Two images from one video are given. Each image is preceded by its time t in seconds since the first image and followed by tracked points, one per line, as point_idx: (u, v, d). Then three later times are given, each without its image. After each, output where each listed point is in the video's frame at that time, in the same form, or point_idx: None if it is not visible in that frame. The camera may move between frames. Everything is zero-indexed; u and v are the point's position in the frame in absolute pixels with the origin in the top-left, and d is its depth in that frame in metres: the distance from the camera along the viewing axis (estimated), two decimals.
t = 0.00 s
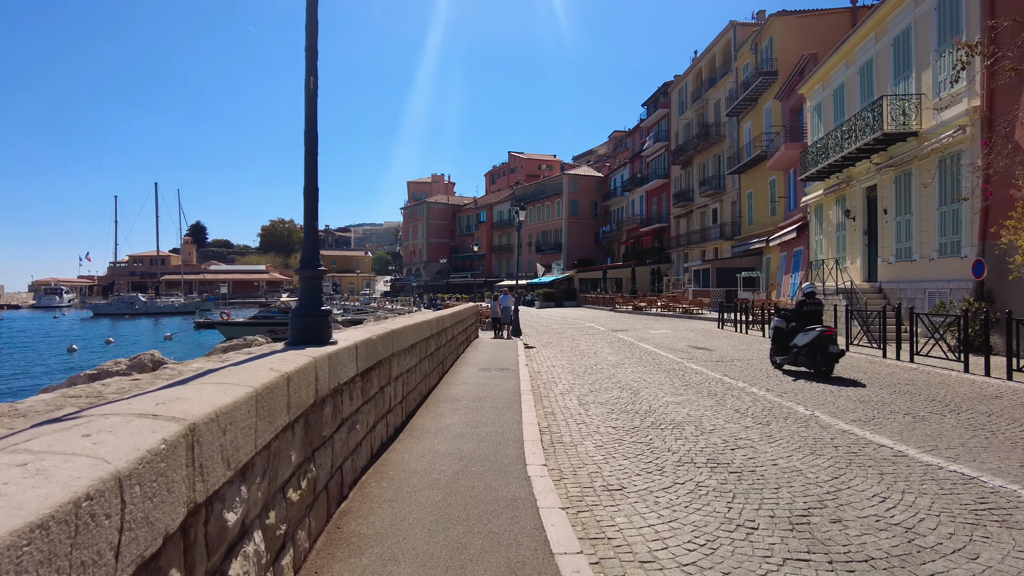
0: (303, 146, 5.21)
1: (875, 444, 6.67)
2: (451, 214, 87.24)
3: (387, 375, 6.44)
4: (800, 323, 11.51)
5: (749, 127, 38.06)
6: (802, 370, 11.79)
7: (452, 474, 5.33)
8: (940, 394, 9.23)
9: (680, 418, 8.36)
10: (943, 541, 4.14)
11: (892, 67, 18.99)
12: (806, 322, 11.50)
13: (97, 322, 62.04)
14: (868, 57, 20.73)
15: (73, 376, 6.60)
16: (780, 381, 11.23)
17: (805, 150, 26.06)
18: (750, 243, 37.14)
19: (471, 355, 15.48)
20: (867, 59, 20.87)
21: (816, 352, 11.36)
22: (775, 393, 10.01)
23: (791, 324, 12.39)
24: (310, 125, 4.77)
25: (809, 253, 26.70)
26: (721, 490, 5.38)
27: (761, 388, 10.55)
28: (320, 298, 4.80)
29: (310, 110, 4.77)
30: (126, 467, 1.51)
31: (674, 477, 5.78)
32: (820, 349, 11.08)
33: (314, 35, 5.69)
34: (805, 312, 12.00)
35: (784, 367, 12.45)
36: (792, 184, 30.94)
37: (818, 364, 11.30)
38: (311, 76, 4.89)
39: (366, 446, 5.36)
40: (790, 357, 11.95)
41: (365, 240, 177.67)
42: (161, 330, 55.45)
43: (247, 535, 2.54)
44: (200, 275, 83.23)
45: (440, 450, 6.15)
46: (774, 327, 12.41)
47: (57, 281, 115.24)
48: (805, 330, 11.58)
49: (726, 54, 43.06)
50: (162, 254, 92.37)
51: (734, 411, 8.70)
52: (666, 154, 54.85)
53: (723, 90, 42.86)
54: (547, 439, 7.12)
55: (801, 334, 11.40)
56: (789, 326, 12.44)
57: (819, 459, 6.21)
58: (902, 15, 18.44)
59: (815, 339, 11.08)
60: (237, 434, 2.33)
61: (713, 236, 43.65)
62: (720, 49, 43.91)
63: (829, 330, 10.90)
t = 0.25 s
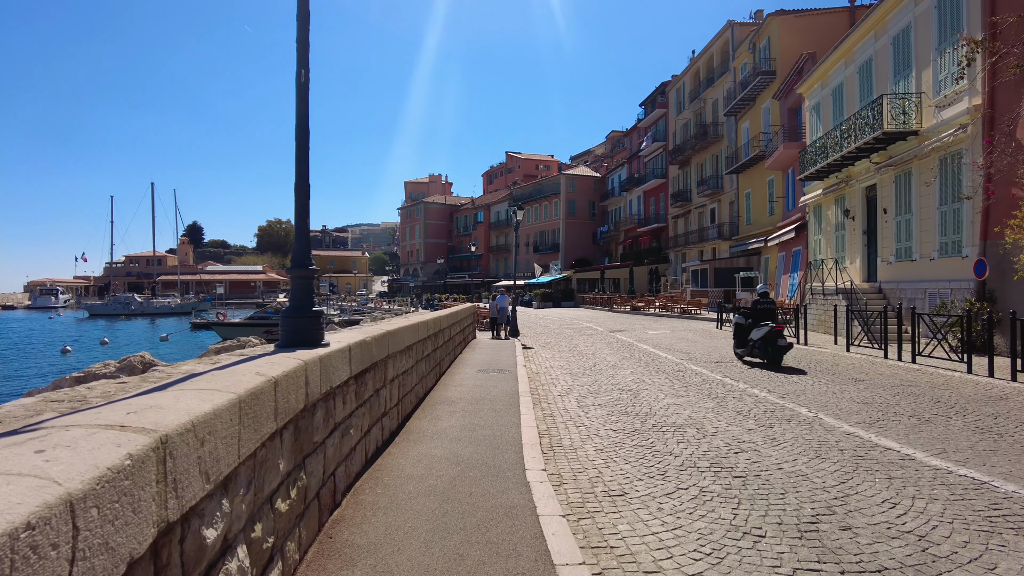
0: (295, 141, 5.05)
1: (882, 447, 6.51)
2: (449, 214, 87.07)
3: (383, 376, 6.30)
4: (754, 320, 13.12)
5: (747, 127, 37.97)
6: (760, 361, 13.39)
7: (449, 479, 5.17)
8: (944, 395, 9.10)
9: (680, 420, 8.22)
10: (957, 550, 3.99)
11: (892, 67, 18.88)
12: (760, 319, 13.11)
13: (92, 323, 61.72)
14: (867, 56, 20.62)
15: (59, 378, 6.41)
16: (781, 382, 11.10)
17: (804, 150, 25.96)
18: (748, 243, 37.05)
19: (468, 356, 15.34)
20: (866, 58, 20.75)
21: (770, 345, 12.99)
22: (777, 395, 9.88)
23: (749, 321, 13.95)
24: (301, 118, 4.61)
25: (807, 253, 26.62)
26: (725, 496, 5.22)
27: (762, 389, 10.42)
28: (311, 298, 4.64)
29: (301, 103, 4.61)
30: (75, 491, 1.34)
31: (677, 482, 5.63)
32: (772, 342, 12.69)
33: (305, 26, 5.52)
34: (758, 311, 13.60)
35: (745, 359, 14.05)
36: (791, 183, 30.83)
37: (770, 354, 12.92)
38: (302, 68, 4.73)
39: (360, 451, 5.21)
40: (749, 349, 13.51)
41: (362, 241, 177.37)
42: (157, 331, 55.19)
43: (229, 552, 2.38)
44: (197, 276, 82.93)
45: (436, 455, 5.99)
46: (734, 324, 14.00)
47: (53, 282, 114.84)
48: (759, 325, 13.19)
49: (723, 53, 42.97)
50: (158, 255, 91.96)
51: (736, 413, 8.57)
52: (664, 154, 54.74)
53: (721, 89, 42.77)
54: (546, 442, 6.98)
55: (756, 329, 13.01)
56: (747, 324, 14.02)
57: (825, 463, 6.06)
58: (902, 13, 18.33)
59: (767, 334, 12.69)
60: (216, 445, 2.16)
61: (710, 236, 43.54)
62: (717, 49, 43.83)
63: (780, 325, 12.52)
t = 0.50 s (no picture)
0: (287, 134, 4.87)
1: (891, 449, 6.36)
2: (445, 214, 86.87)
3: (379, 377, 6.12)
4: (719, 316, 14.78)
5: (744, 127, 37.90)
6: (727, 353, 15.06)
7: (447, 484, 5.00)
8: (950, 396, 8.97)
9: (683, 422, 8.04)
10: (977, 558, 3.84)
11: (892, 65, 18.78)
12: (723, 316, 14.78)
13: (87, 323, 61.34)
14: (867, 55, 20.51)
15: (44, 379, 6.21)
16: (784, 383, 10.95)
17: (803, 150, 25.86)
18: (746, 243, 36.97)
19: (465, 356, 15.16)
20: (866, 57, 20.64)
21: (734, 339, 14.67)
22: (780, 395, 9.73)
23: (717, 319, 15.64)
24: (293, 109, 4.44)
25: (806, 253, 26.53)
26: (733, 501, 5.06)
27: (764, 390, 10.27)
28: (303, 296, 4.45)
29: (294, 93, 4.43)
30: (20, 514, 1.17)
31: (683, 487, 5.45)
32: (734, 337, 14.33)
33: (299, 15, 5.34)
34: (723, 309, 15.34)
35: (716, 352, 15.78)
36: (789, 183, 30.73)
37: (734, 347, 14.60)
38: (295, 56, 4.55)
39: (354, 455, 5.02)
40: (717, 343, 15.21)
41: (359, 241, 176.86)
42: (152, 331, 54.88)
43: (212, 567, 2.21)
44: (193, 276, 82.58)
45: (434, 458, 5.79)
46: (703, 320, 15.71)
47: (48, 282, 114.32)
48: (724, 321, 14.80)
49: (721, 53, 42.91)
50: (154, 255, 91.54)
51: (739, 415, 8.41)
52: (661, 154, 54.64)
53: (718, 89, 42.69)
54: (547, 444, 6.81)
55: (721, 324, 14.56)
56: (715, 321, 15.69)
57: (833, 466, 5.90)
58: (902, 12, 18.23)
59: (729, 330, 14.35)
60: (193, 454, 1.97)
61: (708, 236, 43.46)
62: (715, 49, 43.76)
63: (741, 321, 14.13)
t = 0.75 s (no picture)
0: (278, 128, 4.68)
1: (899, 454, 6.22)
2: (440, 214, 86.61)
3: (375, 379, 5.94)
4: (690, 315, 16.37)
5: (740, 127, 37.85)
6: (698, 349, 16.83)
7: (446, 493, 4.82)
8: (953, 398, 8.86)
9: (685, 426, 7.88)
10: (998, 571, 3.69)
11: (890, 64, 18.69)
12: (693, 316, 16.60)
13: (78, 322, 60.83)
14: (864, 54, 20.43)
15: (27, 383, 6.01)
16: (784, 385, 10.82)
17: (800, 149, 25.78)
18: (742, 243, 36.91)
19: (461, 357, 14.98)
20: (863, 56, 20.57)
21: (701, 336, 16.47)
22: (781, 398, 9.60)
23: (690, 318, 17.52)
24: (285, 103, 4.26)
25: (803, 253, 26.46)
26: (740, 509, 4.90)
27: (765, 393, 10.14)
28: (296, 297, 4.26)
29: (286, 85, 4.25)
30: None
31: (688, 494, 5.29)
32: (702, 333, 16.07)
33: (291, 5, 5.16)
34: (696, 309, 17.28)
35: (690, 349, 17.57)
36: (785, 183, 30.67)
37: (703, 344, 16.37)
38: (287, 47, 4.36)
39: (348, 462, 4.84)
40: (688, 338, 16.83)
41: (353, 241, 176.21)
42: (144, 331, 54.46)
43: None
44: (186, 276, 82.05)
45: (431, 465, 5.61)
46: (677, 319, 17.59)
47: (40, 281, 113.48)
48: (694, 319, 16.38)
49: (717, 53, 42.85)
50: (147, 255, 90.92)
51: (741, 418, 8.26)
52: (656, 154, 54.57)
53: (714, 89, 42.63)
54: (546, 449, 6.63)
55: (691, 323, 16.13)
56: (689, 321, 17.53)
57: (841, 472, 5.75)
58: (900, 11, 18.14)
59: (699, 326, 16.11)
60: (169, 475, 1.80)
61: (703, 236, 43.40)
62: (711, 49, 43.71)
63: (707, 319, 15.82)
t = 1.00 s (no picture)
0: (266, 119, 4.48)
1: (901, 457, 6.09)
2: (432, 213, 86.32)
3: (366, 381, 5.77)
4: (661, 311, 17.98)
5: (733, 126, 37.85)
6: (668, 342, 18.47)
7: (440, 499, 4.65)
8: (951, 399, 8.77)
9: (683, 427, 7.74)
10: None
11: (884, 64, 18.66)
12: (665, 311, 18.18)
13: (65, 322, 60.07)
14: (858, 54, 20.40)
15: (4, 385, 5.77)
16: (780, 385, 10.71)
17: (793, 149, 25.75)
18: (734, 243, 36.90)
19: (454, 357, 14.78)
20: (857, 56, 20.53)
21: (672, 330, 18.09)
22: (779, 398, 9.47)
23: (663, 314, 19.11)
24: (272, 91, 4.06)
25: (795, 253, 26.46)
26: (744, 515, 4.75)
27: (762, 393, 10.01)
28: (282, 295, 4.08)
29: (273, 74, 4.06)
30: None
31: (689, 499, 5.15)
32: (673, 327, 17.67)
33: None
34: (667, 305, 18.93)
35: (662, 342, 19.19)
36: (778, 183, 30.66)
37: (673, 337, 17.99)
38: (274, 34, 4.17)
39: (338, 467, 4.67)
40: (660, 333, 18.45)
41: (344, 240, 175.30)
42: (132, 331, 53.84)
43: None
44: (175, 275, 81.29)
45: (424, 470, 5.44)
46: (651, 316, 19.22)
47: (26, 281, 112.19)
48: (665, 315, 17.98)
49: (709, 53, 42.87)
50: (135, 254, 90.04)
51: (739, 419, 8.12)
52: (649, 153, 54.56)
53: (707, 89, 42.63)
54: (542, 452, 6.47)
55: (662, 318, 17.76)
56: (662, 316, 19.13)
57: (845, 475, 5.61)
58: (894, 10, 18.10)
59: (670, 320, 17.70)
60: (137, 490, 1.64)
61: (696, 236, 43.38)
62: (703, 48, 43.72)
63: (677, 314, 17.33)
